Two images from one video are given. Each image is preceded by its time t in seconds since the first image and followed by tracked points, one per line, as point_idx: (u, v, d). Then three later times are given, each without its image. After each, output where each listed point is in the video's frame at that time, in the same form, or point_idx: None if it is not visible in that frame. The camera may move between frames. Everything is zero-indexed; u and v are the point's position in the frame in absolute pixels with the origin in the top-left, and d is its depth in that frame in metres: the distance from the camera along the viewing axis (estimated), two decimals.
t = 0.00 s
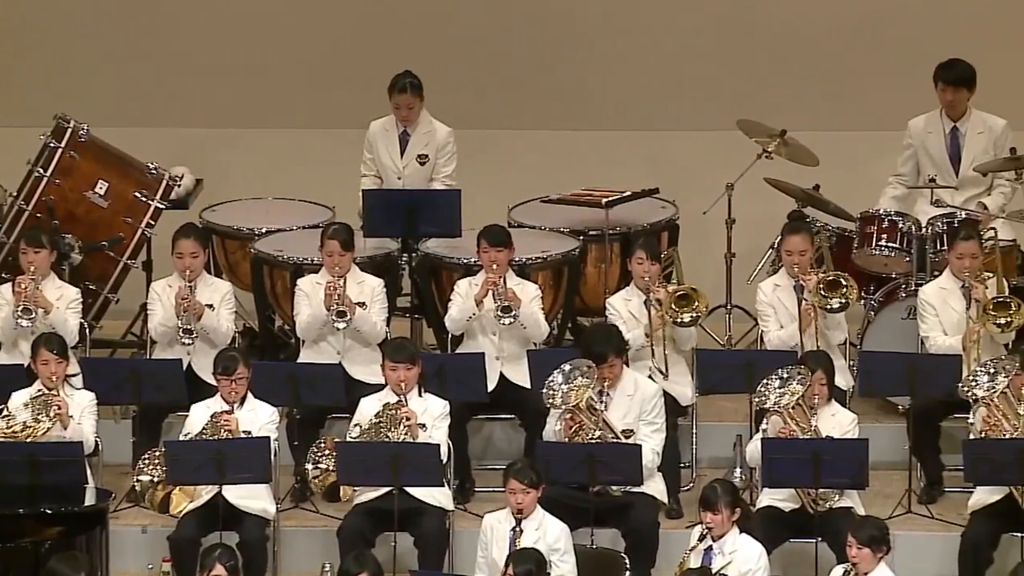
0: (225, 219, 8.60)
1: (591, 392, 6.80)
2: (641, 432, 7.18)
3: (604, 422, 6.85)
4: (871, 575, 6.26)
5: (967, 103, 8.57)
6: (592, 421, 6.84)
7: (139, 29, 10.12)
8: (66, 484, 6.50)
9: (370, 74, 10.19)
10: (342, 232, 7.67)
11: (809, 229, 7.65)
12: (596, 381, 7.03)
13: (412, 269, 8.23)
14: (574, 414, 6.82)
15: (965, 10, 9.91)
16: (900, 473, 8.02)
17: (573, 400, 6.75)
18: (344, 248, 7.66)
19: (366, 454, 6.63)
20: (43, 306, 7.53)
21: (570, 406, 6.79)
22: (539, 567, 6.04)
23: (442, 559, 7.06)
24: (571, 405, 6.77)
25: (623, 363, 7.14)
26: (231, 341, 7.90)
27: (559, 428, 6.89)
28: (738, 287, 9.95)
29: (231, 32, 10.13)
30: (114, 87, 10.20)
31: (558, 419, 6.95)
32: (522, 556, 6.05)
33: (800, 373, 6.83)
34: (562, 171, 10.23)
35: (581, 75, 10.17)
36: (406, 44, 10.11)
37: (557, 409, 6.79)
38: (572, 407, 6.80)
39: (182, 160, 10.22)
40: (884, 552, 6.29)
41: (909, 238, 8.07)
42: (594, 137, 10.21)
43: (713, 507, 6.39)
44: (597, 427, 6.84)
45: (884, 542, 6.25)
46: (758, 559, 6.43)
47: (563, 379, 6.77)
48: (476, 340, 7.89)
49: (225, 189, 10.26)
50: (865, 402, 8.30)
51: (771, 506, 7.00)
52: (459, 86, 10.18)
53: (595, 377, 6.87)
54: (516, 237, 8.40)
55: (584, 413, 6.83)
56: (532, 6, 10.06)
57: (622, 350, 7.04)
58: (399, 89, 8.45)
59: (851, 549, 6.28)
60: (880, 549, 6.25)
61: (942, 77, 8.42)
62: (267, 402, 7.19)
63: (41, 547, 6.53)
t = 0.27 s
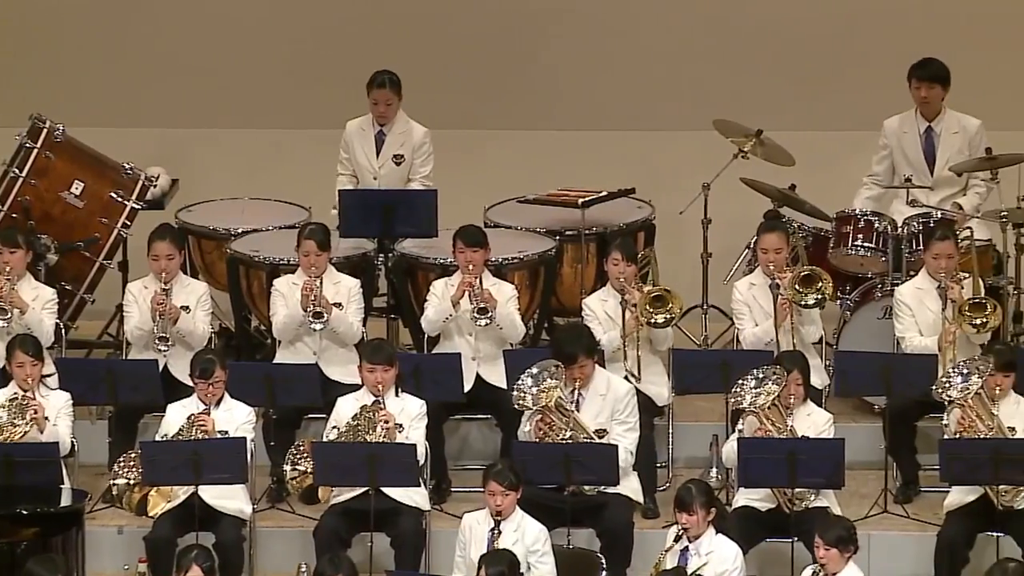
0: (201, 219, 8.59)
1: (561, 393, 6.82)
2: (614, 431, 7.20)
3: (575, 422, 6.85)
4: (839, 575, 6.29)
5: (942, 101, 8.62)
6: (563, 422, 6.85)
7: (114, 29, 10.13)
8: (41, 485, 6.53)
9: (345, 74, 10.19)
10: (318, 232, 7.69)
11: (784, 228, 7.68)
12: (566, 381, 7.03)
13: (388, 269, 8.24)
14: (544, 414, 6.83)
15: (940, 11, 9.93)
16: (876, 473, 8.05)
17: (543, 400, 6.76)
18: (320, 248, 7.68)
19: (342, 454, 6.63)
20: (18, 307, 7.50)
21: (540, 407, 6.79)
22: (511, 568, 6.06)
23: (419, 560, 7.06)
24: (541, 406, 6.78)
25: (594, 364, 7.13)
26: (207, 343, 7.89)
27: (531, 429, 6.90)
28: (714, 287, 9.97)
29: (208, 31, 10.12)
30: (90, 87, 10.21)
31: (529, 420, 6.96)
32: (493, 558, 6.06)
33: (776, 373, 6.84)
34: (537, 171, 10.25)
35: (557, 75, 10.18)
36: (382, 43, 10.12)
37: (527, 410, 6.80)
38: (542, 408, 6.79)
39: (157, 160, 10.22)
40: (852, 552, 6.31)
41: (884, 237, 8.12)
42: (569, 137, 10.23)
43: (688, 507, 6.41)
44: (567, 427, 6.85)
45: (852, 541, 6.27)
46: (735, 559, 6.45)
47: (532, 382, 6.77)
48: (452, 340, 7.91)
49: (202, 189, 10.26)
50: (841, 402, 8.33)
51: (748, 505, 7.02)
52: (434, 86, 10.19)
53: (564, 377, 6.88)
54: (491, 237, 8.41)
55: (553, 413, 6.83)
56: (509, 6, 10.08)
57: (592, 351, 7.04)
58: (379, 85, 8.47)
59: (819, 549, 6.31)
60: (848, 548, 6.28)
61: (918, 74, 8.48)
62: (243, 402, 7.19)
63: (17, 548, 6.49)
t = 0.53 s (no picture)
0: (177, 219, 8.59)
1: (533, 388, 6.83)
2: (588, 428, 7.22)
3: (548, 419, 6.87)
4: None
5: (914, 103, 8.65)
6: (536, 418, 6.86)
7: (91, 28, 10.13)
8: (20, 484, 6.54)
9: (322, 74, 10.20)
10: (294, 232, 7.68)
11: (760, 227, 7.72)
12: (539, 377, 7.07)
13: (365, 269, 8.24)
14: (516, 411, 6.83)
15: (915, 11, 9.97)
16: (852, 472, 8.08)
17: (515, 397, 6.77)
18: (297, 248, 7.67)
19: (319, 454, 6.64)
20: None
21: (512, 402, 6.81)
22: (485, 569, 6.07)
23: (395, 560, 7.07)
24: (513, 402, 6.80)
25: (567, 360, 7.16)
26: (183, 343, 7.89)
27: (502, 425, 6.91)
28: (691, 287, 10.00)
29: (184, 30, 10.13)
30: (67, 87, 10.21)
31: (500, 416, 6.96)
32: (467, 559, 6.08)
33: (751, 373, 6.86)
34: (514, 170, 10.24)
35: (534, 75, 10.21)
36: (359, 43, 10.13)
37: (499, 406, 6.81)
38: (514, 404, 6.81)
39: (134, 160, 10.22)
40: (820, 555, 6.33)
41: (861, 237, 8.15)
42: (546, 137, 10.25)
43: (664, 507, 6.43)
44: (540, 423, 6.86)
45: (819, 543, 6.30)
46: (711, 559, 6.48)
47: (506, 378, 6.77)
48: (429, 340, 7.90)
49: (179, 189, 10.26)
50: (817, 401, 8.37)
51: (724, 505, 7.05)
52: (411, 86, 10.20)
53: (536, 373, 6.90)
54: (468, 237, 8.42)
55: (526, 409, 6.84)
56: (485, 6, 10.10)
57: (565, 346, 7.06)
58: (360, 79, 8.49)
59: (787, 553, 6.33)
60: (816, 550, 6.30)
61: (889, 77, 8.51)
62: (220, 402, 7.19)
63: None
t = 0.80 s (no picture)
0: (155, 219, 8.59)
1: (509, 383, 6.87)
2: (563, 426, 7.23)
3: (524, 415, 6.90)
4: None
5: (888, 105, 8.68)
6: (512, 413, 6.87)
7: (69, 28, 10.13)
8: None
9: (300, 74, 10.20)
10: (272, 232, 7.69)
11: (737, 229, 7.72)
12: (516, 373, 7.10)
13: (343, 269, 8.24)
14: (493, 406, 6.85)
15: (893, 11, 9.99)
16: (829, 472, 8.12)
17: (491, 391, 6.80)
18: (275, 248, 7.68)
19: (297, 454, 6.65)
20: None
21: (488, 397, 6.83)
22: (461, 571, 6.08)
23: (374, 560, 7.08)
24: (489, 397, 6.83)
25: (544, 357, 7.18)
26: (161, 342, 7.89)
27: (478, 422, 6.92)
28: (668, 287, 10.03)
29: (162, 30, 10.13)
30: (45, 87, 10.22)
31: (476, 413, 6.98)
32: (443, 561, 6.08)
33: (728, 372, 6.88)
34: (491, 171, 10.28)
35: (512, 75, 10.22)
36: (337, 43, 10.14)
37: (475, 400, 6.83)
38: (490, 399, 6.83)
39: (112, 160, 10.23)
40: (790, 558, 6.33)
41: (838, 237, 8.17)
42: (523, 137, 10.28)
43: (642, 508, 6.44)
44: (516, 420, 6.88)
45: (790, 548, 6.30)
46: (689, 559, 6.50)
47: (484, 373, 6.82)
48: (407, 340, 7.90)
49: (157, 189, 10.26)
50: (795, 400, 8.40)
51: (702, 504, 7.07)
52: (388, 86, 10.21)
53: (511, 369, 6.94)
54: (446, 237, 8.44)
55: (502, 404, 6.86)
56: (463, 6, 10.11)
57: (542, 342, 7.10)
58: (341, 73, 8.54)
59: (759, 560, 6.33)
60: (787, 555, 6.30)
61: (859, 82, 8.54)
62: (197, 402, 7.19)
63: None
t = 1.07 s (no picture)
0: (133, 219, 8.59)
1: (489, 379, 6.84)
2: (542, 424, 7.25)
3: (505, 412, 6.90)
4: None
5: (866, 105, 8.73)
6: (492, 410, 6.89)
7: (46, 28, 10.14)
8: None
9: (277, 74, 10.21)
10: (252, 232, 7.70)
11: (718, 233, 7.77)
12: (496, 370, 7.09)
13: (323, 270, 8.27)
14: (473, 403, 6.86)
15: (871, 12, 10.02)
16: (808, 471, 8.16)
17: (472, 385, 6.79)
18: (254, 248, 7.69)
19: (277, 454, 6.65)
20: None
21: (468, 393, 6.83)
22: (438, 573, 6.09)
23: (353, 560, 7.09)
24: (469, 392, 6.82)
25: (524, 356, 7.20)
26: (140, 341, 7.88)
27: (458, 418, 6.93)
28: (648, 287, 10.05)
29: (142, 30, 10.13)
30: (23, 87, 10.23)
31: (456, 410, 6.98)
32: (421, 564, 6.09)
33: (708, 371, 6.89)
34: (470, 171, 10.29)
35: (491, 75, 10.24)
36: (317, 43, 10.15)
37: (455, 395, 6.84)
38: (470, 395, 6.83)
39: (90, 160, 10.23)
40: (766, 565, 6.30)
41: (816, 237, 8.21)
42: (502, 137, 10.29)
43: (620, 508, 6.47)
44: (496, 416, 6.89)
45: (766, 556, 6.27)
46: (668, 558, 6.52)
47: (465, 368, 6.79)
48: (386, 340, 7.92)
49: (136, 189, 10.27)
50: (773, 400, 8.43)
51: (681, 504, 7.09)
52: (366, 86, 10.22)
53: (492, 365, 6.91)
54: (425, 237, 8.45)
55: (483, 402, 6.87)
56: (440, 6, 10.12)
57: (521, 340, 7.09)
58: (320, 71, 8.57)
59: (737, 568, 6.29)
60: (764, 563, 6.27)
61: (837, 81, 8.60)
62: (176, 403, 7.19)
63: None
